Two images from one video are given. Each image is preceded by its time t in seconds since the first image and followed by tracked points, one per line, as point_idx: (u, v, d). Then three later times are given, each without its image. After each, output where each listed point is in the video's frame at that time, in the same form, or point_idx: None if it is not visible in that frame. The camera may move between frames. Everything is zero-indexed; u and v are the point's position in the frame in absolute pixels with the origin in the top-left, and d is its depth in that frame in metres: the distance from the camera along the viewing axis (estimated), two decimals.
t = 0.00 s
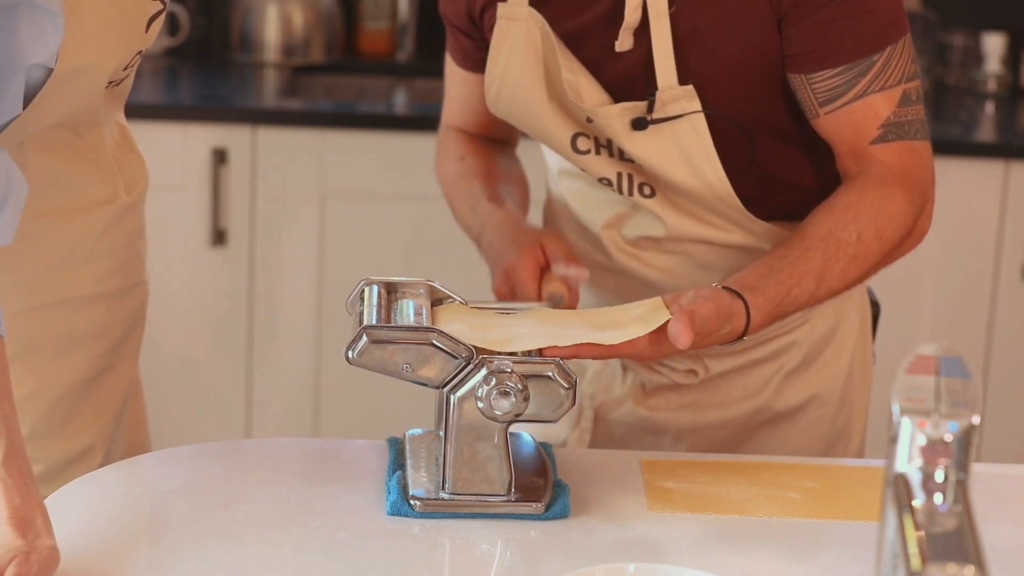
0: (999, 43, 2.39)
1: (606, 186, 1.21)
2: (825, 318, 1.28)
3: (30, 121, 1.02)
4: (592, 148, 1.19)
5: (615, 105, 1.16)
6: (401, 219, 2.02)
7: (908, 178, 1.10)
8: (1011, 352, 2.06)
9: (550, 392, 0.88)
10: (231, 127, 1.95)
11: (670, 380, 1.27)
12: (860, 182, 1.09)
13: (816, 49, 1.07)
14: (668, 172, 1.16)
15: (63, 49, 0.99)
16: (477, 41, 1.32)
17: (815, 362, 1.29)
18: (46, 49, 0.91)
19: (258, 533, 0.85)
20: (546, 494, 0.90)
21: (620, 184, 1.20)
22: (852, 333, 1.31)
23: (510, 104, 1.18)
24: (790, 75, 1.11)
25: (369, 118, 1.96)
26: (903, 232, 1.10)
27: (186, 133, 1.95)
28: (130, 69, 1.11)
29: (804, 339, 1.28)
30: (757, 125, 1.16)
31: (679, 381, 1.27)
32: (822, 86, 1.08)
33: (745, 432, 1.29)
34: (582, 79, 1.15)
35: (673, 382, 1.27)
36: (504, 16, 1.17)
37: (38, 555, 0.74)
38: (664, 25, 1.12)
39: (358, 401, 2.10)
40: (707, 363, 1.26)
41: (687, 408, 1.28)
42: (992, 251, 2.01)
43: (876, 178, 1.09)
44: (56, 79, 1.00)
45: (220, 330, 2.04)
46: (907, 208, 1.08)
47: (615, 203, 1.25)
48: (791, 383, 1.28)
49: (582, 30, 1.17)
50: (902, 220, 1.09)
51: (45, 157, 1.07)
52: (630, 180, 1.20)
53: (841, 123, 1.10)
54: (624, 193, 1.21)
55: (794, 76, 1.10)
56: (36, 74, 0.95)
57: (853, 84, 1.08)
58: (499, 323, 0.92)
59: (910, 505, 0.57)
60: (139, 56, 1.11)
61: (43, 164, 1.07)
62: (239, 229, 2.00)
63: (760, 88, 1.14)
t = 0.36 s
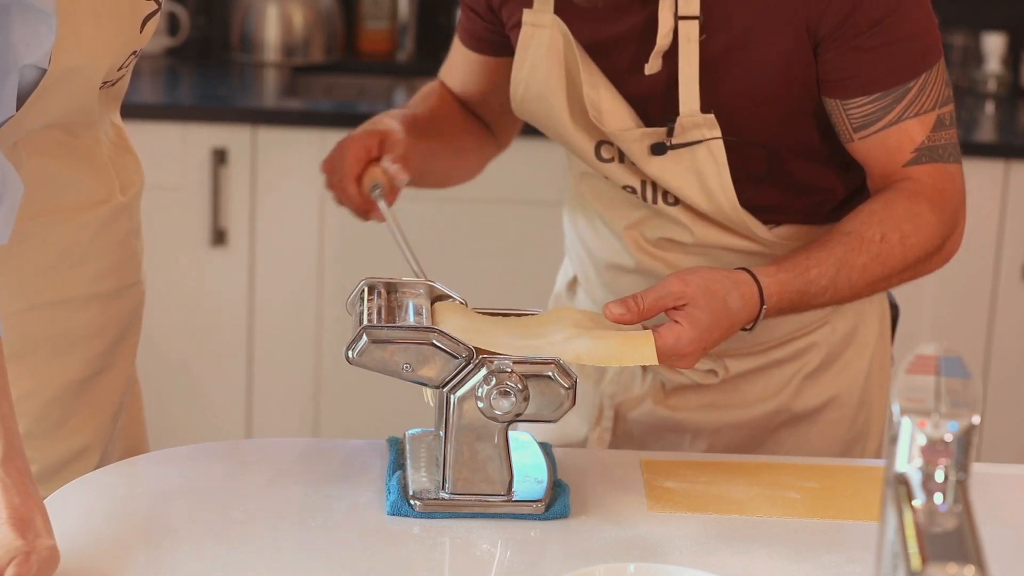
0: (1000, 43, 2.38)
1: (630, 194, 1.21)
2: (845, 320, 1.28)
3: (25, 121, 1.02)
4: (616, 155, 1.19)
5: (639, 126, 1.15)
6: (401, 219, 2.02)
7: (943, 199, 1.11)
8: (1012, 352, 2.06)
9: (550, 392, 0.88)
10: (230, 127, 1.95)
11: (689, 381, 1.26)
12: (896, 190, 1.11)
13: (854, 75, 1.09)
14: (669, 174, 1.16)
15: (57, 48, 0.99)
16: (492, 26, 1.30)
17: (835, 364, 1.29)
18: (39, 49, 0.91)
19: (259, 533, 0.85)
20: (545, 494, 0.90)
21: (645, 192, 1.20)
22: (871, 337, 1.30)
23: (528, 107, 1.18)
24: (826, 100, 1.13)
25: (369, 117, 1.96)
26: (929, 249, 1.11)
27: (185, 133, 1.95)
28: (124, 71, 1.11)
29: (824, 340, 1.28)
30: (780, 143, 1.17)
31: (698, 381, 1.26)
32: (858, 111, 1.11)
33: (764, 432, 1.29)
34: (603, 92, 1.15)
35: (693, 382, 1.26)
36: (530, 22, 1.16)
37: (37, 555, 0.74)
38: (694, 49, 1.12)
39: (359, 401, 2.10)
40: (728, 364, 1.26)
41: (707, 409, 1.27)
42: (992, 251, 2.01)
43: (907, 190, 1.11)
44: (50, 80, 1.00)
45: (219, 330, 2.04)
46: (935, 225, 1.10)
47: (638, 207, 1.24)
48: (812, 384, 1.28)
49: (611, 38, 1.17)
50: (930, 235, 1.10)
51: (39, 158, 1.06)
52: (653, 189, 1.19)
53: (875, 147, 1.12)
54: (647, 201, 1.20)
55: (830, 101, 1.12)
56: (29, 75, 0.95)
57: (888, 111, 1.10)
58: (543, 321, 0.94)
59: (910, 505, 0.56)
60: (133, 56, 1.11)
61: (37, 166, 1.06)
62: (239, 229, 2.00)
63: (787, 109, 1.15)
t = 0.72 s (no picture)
0: (1000, 43, 2.38)
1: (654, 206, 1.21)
2: (866, 324, 1.28)
3: (14, 121, 1.02)
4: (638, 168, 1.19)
5: (662, 147, 1.15)
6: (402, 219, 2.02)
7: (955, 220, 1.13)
8: (1012, 351, 2.06)
9: (550, 392, 0.88)
10: (230, 128, 1.95)
11: (711, 381, 1.27)
12: (911, 199, 1.13)
13: (876, 92, 1.09)
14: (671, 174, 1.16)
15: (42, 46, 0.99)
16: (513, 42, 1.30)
17: (857, 366, 1.29)
18: (24, 53, 0.92)
19: (261, 533, 0.85)
20: (545, 494, 0.91)
21: (668, 206, 1.20)
22: (892, 335, 1.30)
23: (552, 113, 1.19)
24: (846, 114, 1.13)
25: (368, 118, 1.96)
26: (930, 263, 1.13)
27: (185, 133, 1.95)
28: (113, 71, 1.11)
29: (847, 343, 1.27)
30: (811, 159, 1.18)
31: (719, 382, 1.26)
32: (876, 127, 1.11)
33: (784, 434, 1.29)
34: (624, 111, 1.14)
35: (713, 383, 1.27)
36: (551, 37, 1.16)
37: (37, 555, 0.74)
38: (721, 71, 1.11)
39: (359, 401, 2.10)
40: (750, 365, 1.27)
41: (727, 410, 1.28)
42: (992, 252, 2.01)
43: (921, 203, 1.12)
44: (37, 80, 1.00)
45: (219, 331, 2.04)
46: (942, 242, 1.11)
47: (659, 213, 1.26)
48: (832, 388, 1.28)
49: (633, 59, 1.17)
50: (933, 248, 1.12)
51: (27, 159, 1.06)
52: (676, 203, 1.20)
53: (892, 162, 1.13)
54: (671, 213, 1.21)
55: (849, 116, 1.13)
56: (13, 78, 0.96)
57: (907, 129, 1.11)
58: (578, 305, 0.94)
59: (910, 504, 0.56)
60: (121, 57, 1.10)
61: (27, 166, 1.07)
62: (239, 229, 2.00)
63: (811, 124, 1.15)
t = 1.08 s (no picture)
0: (999, 44, 2.38)
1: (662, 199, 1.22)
2: (872, 328, 1.28)
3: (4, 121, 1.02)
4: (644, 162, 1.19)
5: (667, 144, 1.15)
6: (403, 219, 2.02)
7: (943, 235, 1.11)
8: (1012, 351, 2.06)
9: (551, 392, 0.88)
10: (230, 128, 1.95)
11: (713, 380, 1.27)
12: (903, 206, 1.11)
13: (878, 97, 1.10)
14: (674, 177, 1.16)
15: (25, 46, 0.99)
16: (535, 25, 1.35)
17: (859, 370, 1.29)
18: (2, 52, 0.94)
19: (260, 533, 0.85)
20: (545, 494, 0.91)
21: (673, 200, 1.21)
22: (897, 343, 1.30)
23: (563, 101, 1.20)
24: (847, 118, 1.13)
25: (368, 118, 1.96)
26: (910, 273, 1.11)
27: (185, 133, 1.95)
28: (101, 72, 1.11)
29: (850, 345, 1.27)
30: (815, 164, 1.19)
31: (722, 381, 1.27)
32: (874, 133, 1.11)
33: (787, 436, 1.29)
34: (631, 109, 1.14)
35: (716, 382, 1.27)
36: (562, 27, 1.17)
37: (36, 555, 0.74)
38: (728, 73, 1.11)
39: (359, 400, 2.10)
40: (752, 365, 1.27)
41: (730, 410, 1.28)
42: (992, 253, 2.01)
43: (911, 209, 1.11)
44: (26, 80, 1.00)
45: (220, 330, 2.04)
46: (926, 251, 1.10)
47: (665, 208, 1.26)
48: (836, 391, 1.28)
49: (644, 53, 1.19)
50: (916, 257, 1.10)
51: (16, 161, 1.06)
52: (679, 200, 1.20)
53: (886, 168, 1.12)
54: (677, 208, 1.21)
55: (850, 120, 1.13)
56: None
57: (906, 137, 1.10)
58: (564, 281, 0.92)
59: (910, 503, 0.56)
60: (108, 57, 1.10)
61: (22, 168, 1.06)
62: (239, 229, 2.00)
63: (816, 128, 1.16)
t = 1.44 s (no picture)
0: (1000, 43, 2.38)
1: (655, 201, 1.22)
2: (873, 323, 1.28)
3: None
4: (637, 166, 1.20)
5: (657, 147, 1.15)
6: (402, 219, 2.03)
7: (926, 226, 1.11)
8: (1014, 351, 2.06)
9: (550, 392, 0.88)
10: (230, 128, 1.95)
11: (715, 378, 1.27)
12: (884, 200, 1.12)
13: (858, 89, 1.09)
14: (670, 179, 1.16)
15: (13, 47, 0.98)
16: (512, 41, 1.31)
17: (859, 366, 1.29)
18: None
19: (260, 533, 0.85)
20: (545, 494, 0.90)
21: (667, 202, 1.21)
22: (899, 334, 1.30)
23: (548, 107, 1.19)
24: (828, 110, 1.13)
25: (368, 118, 1.96)
26: (895, 267, 1.11)
27: (184, 133, 1.95)
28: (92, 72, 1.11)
29: (850, 341, 1.27)
30: (807, 159, 1.19)
31: (723, 378, 1.27)
32: (854, 124, 1.11)
33: (787, 432, 1.28)
34: (619, 114, 1.14)
35: (717, 380, 1.27)
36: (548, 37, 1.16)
37: (36, 554, 0.74)
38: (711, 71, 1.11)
39: (360, 400, 2.10)
40: (753, 362, 1.27)
41: (733, 407, 1.27)
42: (992, 252, 2.01)
43: (893, 203, 1.11)
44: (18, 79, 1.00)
45: (220, 330, 2.04)
46: (910, 242, 1.10)
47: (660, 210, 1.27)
48: (835, 387, 1.28)
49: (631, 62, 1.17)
50: (901, 250, 1.10)
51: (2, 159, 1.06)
52: (672, 202, 1.20)
53: (867, 160, 1.13)
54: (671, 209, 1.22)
55: (830, 112, 1.13)
56: None
57: (886, 128, 1.10)
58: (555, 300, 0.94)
59: (910, 504, 0.56)
60: (99, 58, 1.09)
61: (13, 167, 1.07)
62: (239, 229, 2.00)
63: (801, 124, 1.15)
